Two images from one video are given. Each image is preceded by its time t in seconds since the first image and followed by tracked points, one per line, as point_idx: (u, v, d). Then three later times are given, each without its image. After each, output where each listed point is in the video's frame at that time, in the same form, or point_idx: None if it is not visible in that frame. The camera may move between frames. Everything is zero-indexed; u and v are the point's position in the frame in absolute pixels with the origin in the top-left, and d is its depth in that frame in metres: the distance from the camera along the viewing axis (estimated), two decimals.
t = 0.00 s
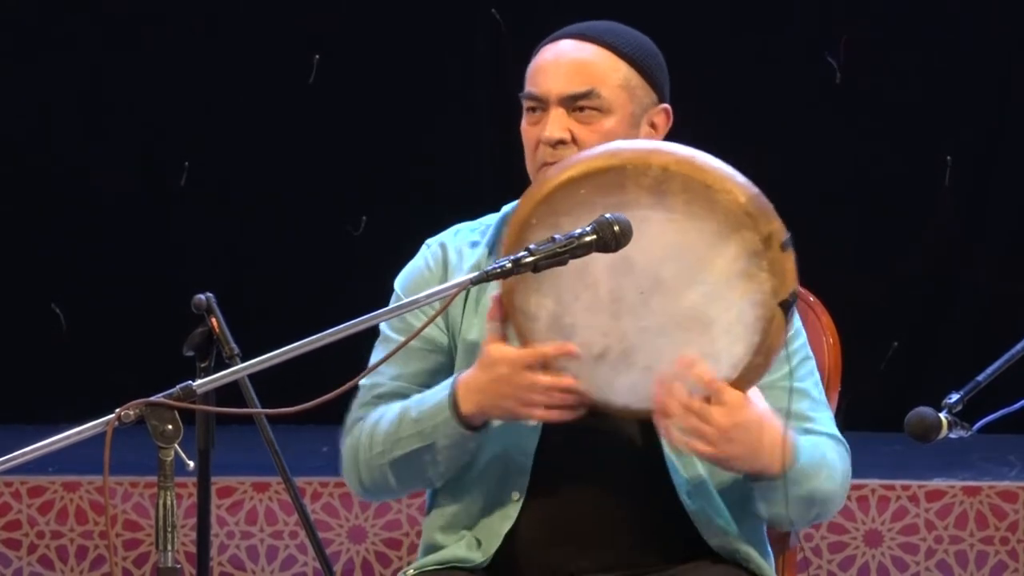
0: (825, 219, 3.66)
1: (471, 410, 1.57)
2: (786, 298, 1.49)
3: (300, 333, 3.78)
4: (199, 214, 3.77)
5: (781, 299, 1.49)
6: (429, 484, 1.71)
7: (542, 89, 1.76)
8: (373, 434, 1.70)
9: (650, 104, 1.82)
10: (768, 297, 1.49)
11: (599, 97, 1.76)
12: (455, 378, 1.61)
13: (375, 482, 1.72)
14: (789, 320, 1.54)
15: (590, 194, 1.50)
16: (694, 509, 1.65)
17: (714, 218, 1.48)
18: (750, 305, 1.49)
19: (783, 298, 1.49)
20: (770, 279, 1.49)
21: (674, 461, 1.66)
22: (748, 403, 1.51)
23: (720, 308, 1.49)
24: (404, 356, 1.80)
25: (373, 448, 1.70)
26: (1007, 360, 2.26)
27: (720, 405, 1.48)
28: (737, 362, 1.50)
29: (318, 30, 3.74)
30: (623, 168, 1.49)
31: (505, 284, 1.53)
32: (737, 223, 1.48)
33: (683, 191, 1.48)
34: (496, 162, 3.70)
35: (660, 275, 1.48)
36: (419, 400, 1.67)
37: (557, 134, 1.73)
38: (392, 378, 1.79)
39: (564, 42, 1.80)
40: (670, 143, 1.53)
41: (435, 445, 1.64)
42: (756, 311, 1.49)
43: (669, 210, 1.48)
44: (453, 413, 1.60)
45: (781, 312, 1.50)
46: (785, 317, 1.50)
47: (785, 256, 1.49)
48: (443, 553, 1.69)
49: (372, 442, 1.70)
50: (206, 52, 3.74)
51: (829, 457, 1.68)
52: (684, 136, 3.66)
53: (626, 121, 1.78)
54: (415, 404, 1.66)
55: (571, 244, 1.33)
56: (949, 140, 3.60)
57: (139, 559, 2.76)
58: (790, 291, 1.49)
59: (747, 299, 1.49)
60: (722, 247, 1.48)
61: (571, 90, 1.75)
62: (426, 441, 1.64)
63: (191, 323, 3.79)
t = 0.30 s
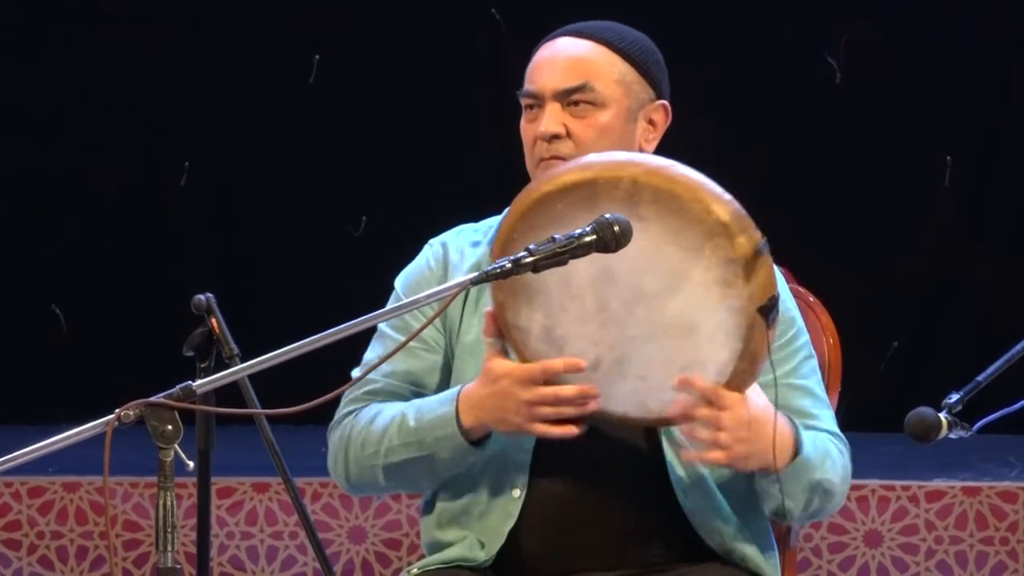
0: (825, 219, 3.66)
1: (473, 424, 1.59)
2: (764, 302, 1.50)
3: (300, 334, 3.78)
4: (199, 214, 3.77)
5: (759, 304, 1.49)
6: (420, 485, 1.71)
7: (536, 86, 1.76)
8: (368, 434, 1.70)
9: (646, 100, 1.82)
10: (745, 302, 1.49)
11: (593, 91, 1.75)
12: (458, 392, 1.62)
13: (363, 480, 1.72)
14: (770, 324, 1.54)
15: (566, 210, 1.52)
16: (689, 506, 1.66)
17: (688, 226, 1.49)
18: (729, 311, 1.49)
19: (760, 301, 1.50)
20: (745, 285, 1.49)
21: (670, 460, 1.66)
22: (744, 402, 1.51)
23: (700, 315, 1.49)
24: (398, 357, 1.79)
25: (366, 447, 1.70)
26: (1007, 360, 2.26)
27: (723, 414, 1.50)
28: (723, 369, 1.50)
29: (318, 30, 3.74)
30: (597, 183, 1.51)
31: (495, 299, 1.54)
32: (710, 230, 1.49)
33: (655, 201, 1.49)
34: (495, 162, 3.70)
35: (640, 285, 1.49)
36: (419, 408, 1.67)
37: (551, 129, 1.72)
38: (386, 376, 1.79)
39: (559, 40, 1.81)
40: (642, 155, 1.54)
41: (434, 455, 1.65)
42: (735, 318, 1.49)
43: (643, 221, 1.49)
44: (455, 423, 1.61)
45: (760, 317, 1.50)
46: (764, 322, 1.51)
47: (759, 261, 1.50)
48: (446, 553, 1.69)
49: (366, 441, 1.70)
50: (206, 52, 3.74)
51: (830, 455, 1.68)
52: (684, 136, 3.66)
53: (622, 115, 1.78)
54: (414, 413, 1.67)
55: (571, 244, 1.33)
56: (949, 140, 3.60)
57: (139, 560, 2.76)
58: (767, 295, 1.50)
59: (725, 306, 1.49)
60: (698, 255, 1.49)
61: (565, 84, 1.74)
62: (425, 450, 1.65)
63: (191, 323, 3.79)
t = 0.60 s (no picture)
0: (826, 220, 3.66)
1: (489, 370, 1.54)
2: (792, 302, 1.46)
3: (300, 334, 3.78)
4: (199, 214, 3.77)
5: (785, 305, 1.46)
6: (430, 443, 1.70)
7: (544, 83, 1.75)
8: (381, 392, 1.68)
9: (653, 95, 1.82)
10: (774, 300, 1.46)
11: (601, 88, 1.75)
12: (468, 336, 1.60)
13: (376, 441, 1.70)
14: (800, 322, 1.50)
15: (609, 176, 1.50)
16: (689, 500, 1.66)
17: (725, 219, 1.46)
18: (758, 306, 1.47)
19: (788, 304, 1.46)
20: (776, 286, 1.46)
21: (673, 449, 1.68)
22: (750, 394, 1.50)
23: (728, 302, 1.48)
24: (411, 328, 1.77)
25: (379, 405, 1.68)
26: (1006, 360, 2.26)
27: (720, 387, 1.46)
28: (741, 358, 1.50)
29: (318, 30, 3.74)
30: (642, 158, 1.48)
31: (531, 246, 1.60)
32: (746, 227, 1.45)
33: (695, 188, 1.46)
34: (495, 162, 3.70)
35: (671, 263, 1.50)
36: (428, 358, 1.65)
37: (560, 127, 1.73)
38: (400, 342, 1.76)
39: (565, 35, 1.80)
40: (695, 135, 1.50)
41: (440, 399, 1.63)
42: (762, 313, 1.47)
43: (681, 203, 1.47)
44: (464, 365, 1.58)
45: (786, 317, 1.47)
46: (791, 321, 1.47)
47: (793, 263, 1.45)
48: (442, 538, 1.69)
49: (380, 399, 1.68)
50: (206, 53, 3.74)
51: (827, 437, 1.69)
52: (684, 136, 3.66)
53: (629, 112, 1.78)
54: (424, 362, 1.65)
55: (571, 244, 1.33)
56: (949, 140, 3.60)
57: (139, 560, 2.76)
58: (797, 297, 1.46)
59: (753, 298, 1.47)
60: (731, 246, 1.46)
61: (573, 82, 1.74)
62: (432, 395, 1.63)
63: (191, 323, 3.79)
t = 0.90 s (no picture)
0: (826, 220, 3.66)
1: (483, 411, 1.58)
2: (799, 313, 1.50)
3: (299, 334, 3.78)
4: (199, 214, 3.77)
5: (793, 314, 1.50)
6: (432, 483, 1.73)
7: (550, 88, 1.76)
8: (380, 431, 1.71)
9: (659, 108, 1.82)
10: (782, 311, 1.50)
11: (607, 99, 1.76)
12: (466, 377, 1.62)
13: (377, 479, 1.72)
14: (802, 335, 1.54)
15: (610, 197, 1.52)
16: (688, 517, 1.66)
17: (732, 230, 1.50)
18: (764, 319, 1.50)
19: (796, 313, 1.50)
20: (784, 295, 1.50)
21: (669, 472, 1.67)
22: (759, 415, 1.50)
23: (734, 318, 1.51)
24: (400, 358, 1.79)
25: (378, 446, 1.71)
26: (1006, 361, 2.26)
27: (726, 412, 1.47)
28: (749, 375, 1.51)
29: (318, 30, 3.74)
30: (645, 176, 1.51)
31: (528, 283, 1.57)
32: (756, 236, 1.49)
33: (702, 201, 1.50)
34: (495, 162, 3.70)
35: (677, 284, 1.52)
36: (429, 399, 1.68)
37: (563, 134, 1.73)
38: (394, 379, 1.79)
39: (574, 41, 1.80)
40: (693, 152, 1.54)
41: (445, 444, 1.66)
42: (770, 325, 1.50)
43: (688, 219, 1.51)
44: (466, 409, 1.61)
45: (794, 328, 1.50)
46: (798, 332, 1.51)
47: (801, 272, 1.50)
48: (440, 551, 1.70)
49: (378, 439, 1.71)
50: (206, 52, 3.74)
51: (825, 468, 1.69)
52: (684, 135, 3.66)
53: (634, 125, 1.78)
54: (424, 403, 1.67)
55: (571, 244, 1.33)
56: (949, 140, 3.60)
57: (139, 560, 2.76)
58: (803, 307, 1.50)
59: (760, 311, 1.50)
60: (740, 259, 1.50)
61: (579, 90, 1.75)
62: (437, 440, 1.66)
63: (190, 323, 3.79)
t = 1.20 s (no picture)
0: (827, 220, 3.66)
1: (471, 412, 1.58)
2: (782, 325, 1.49)
3: (300, 334, 3.78)
4: (199, 214, 3.77)
5: (775, 327, 1.49)
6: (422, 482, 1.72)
7: (540, 85, 1.76)
8: (370, 432, 1.72)
9: (649, 102, 1.82)
10: (764, 324, 1.49)
11: (596, 91, 1.76)
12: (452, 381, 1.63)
13: (370, 480, 1.73)
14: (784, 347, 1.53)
15: (593, 208, 1.51)
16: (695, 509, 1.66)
17: (715, 242, 1.49)
18: (747, 331, 1.49)
19: (779, 326, 1.49)
20: (766, 307, 1.49)
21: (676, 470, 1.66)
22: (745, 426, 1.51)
23: (716, 330, 1.50)
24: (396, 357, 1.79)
25: (369, 446, 1.71)
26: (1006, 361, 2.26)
27: (712, 423, 1.46)
28: (731, 386, 1.50)
29: (318, 29, 3.74)
30: (629, 187, 1.50)
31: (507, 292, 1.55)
32: (739, 249, 1.48)
33: (686, 213, 1.49)
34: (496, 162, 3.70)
35: (660, 296, 1.50)
36: (417, 400, 1.68)
37: (553, 127, 1.73)
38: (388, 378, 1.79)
39: (564, 39, 1.81)
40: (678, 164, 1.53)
41: (433, 445, 1.65)
42: (752, 337, 1.49)
43: (671, 230, 1.50)
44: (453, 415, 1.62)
45: (777, 340, 1.49)
46: (780, 345, 1.50)
47: (784, 285, 1.49)
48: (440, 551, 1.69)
49: (369, 440, 1.71)
50: (206, 52, 3.74)
51: (822, 466, 1.69)
52: (684, 135, 3.66)
53: (624, 117, 1.78)
54: (412, 404, 1.67)
55: (571, 244, 1.33)
56: (949, 140, 3.60)
57: (139, 560, 2.76)
58: (786, 319, 1.49)
59: (743, 324, 1.49)
60: (723, 270, 1.49)
61: (568, 83, 1.75)
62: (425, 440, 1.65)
63: (191, 323, 3.79)
